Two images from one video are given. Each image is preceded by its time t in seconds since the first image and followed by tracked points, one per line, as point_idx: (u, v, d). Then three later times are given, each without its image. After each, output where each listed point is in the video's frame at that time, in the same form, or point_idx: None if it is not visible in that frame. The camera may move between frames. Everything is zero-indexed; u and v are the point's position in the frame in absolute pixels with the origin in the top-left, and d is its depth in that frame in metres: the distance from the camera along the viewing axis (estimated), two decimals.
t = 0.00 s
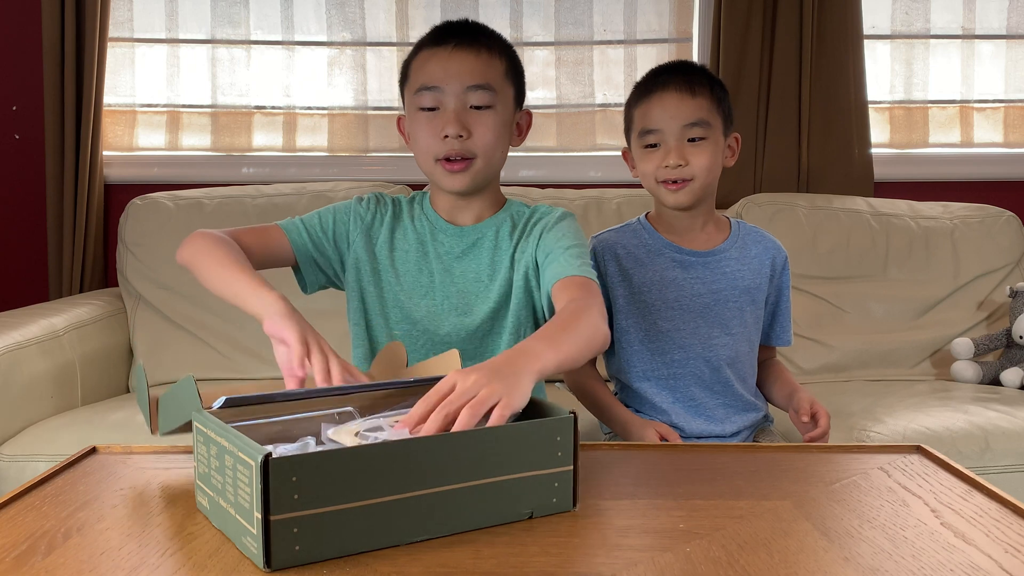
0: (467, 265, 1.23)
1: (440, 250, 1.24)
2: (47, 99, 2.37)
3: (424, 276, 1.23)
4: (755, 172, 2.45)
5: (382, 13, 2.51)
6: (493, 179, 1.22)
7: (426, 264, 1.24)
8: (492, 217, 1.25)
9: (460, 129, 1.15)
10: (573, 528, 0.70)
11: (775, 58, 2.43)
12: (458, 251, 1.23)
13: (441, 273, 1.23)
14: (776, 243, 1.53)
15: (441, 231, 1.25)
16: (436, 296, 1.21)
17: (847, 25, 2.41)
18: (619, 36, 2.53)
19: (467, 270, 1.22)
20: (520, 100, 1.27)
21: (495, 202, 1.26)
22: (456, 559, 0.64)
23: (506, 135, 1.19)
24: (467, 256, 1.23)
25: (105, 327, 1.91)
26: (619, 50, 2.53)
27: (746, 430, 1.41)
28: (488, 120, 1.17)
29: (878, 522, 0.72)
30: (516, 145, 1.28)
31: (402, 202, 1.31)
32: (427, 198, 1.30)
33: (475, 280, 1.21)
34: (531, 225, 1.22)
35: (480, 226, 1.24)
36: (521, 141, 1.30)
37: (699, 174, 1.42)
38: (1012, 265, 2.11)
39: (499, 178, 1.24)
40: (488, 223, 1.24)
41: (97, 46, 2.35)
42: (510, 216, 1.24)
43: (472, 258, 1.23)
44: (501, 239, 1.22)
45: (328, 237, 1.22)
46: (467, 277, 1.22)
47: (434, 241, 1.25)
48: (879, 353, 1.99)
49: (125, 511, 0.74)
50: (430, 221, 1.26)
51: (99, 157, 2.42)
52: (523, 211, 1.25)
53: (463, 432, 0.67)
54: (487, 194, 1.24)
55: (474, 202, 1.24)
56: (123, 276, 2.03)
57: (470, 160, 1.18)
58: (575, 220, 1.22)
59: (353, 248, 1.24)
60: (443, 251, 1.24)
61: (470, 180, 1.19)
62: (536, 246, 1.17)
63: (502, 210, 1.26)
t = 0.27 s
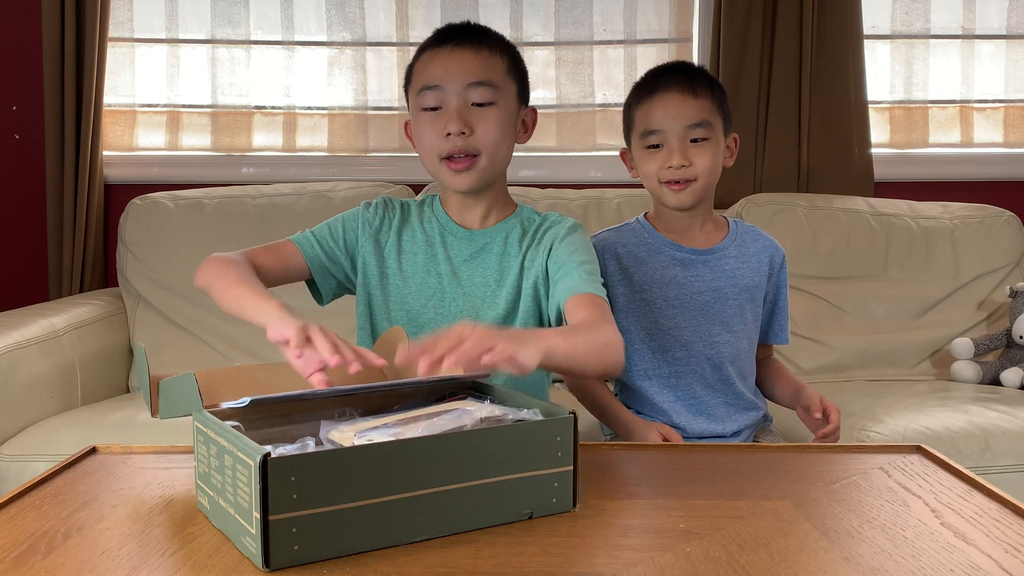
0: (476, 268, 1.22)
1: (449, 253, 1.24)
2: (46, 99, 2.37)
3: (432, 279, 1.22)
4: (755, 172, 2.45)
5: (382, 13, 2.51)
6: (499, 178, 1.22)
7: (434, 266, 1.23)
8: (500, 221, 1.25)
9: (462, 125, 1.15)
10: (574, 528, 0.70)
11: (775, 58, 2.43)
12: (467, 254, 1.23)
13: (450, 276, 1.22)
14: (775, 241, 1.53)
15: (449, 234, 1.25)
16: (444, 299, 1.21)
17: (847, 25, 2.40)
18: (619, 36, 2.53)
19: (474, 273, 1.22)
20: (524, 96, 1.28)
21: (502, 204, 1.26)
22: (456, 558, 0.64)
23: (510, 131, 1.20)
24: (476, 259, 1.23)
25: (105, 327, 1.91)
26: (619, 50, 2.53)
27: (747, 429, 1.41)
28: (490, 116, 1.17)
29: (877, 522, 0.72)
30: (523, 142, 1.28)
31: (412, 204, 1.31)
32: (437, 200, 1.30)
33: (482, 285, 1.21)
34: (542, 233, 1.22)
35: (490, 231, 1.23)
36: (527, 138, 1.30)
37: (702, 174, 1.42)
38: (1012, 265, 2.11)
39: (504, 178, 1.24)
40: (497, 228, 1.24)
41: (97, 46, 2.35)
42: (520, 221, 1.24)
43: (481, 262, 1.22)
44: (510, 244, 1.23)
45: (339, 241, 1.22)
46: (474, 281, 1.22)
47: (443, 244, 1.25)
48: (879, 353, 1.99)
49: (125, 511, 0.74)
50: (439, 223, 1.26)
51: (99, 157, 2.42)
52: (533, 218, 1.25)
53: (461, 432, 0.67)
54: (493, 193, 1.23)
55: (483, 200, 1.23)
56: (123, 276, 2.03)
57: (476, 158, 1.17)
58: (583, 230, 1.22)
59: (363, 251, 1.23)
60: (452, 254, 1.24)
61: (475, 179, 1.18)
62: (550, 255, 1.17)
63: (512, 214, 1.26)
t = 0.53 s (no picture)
0: (486, 267, 1.23)
1: (458, 251, 1.24)
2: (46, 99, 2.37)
3: (441, 276, 1.22)
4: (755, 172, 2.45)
5: (382, 13, 2.51)
6: (502, 177, 1.22)
7: (443, 263, 1.23)
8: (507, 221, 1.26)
9: (464, 126, 1.15)
10: (574, 528, 0.70)
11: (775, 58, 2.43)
12: (478, 252, 1.23)
13: (458, 272, 1.22)
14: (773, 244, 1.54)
15: (457, 232, 1.25)
16: (454, 296, 1.21)
17: (847, 25, 2.40)
18: (619, 36, 2.53)
19: (485, 271, 1.23)
20: (525, 96, 1.27)
21: (507, 206, 1.27)
22: (456, 558, 0.64)
23: (512, 131, 1.20)
24: (484, 257, 1.23)
25: (105, 327, 1.91)
26: (619, 50, 2.53)
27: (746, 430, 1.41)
28: (491, 115, 1.17)
29: (877, 522, 0.72)
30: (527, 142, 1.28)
31: (414, 204, 1.31)
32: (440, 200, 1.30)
33: (493, 283, 1.22)
34: (553, 233, 1.24)
35: (499, 229, 1.24)
36: (529, 137, 1.30)
37: (706, 174, 1.42)
38: (1012, 265, 2.11)
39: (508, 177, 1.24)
40: (506, 226, 1.24)
41: (97, 46, 2.35)
42: (528, 221, 1.25)
43: (489, 259, 1.23)
44: (518, 241, 1.24)
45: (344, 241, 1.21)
46: (485, 279, 1.22)
47: (451, 242, 1.25)
48: (879, 353, 1.99)
49: (125, 511, 0.74)
50: (445, 221, 1.26)
51: (99, 157, 2.42)
52: (540, 219, 1.27)
53: (463, 432, 0.67)
54: (497, 191, 1.23)
55: (486, 201, 1.24)
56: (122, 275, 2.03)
57: (479, 157, 1.18)
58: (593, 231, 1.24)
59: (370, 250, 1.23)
60: (462, 252, 1.24)
61: (479, 176, 1.18)
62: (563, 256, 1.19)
63: (518, 216, 1.27)
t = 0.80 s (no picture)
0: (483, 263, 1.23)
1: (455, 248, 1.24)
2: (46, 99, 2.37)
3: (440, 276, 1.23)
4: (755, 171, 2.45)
5: (382, 13, 2.51)
6: (500, 178, 1.22)
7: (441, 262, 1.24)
8: (505, 217, 1.26)
9: (461, 127, 1.15)
10: (574, 528, 0.70)
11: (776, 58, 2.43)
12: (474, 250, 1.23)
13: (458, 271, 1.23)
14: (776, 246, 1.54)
15: (455, 231, 1.25)
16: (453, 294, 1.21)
17: (847, 24, 2.40)
18: (619, 36, 2.53)
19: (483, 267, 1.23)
20: (521, 98, 1.27)
21: (505, 202, 1.26)
22: (456, 559, 0.64)
23: (508, 132, 1.19)
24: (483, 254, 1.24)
25: (105, 326, 1.91)
26: (619, 50, 2.53)
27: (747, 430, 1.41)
28: (488, 117, 1.17)
29: (877, 522, 0.71)
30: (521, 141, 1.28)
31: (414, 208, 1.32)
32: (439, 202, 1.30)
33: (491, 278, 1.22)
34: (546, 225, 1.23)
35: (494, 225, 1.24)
36: (526, 138, 1.30)
37: (710, 174, 1.41)
38: (1012, 265, 2.10)
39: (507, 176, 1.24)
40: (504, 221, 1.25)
41: (97, 46, 2.35)
42: (524, 215, 1.25)
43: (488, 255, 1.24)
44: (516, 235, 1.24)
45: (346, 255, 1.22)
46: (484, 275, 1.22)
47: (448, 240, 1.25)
48: (879, 353, 1.99)
49: (125, 511, 0.74)
50: (443, 221, 1.27)
51: (99, 157, 2.42)
52: (536, 212, 1.26)
53: (463, 434, 0.67)
54: (496, 190, 1.23)
55: (485, 199, 1.24)
56: (122, 275, 2.03)
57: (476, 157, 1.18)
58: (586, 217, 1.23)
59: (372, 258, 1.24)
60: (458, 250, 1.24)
61: (477, 177, 1.19)
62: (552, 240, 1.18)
63: (516, 210, 1.26)
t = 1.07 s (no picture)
0: (474, 261, 1.25)
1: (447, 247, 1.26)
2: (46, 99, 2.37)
3: (433, 272, 1.25)
4: (755, 171, 2.45)
5: (382, 13, 2.51)
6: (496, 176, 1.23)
7: (434, 259, 1.26)
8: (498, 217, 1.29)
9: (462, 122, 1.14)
10: (574, 528, 0.70)
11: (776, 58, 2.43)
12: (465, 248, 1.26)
13: (450, 267, 1.25)
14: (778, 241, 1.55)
15: (449, 230, 1.27)
16: (446, 291, 1.24)
17: (847, 24, 2.40)
18: (619, 36, 2.53)
19: (474, 265, 1.25)
20: (519, 100, 1.28)
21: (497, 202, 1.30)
22: (456, 559, 0.64)
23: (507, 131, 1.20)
24: (474, 252, 1.25)
25: (105, 326, 1.91)
26: (619, 50, 2.53)
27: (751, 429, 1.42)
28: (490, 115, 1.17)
29: (877, 522, 0.71)
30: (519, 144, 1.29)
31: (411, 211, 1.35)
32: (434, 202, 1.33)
33: (481, 275, 1.24)
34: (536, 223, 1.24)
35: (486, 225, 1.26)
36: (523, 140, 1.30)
37: (716, 175, 1.41)
38: (1012, 265, 2.10)
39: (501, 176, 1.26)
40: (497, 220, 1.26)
41: (97, 45, 2.35)
42: (516, 215, 1.27)
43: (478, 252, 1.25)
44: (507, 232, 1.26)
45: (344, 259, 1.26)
46: (474, 272, 1.25)
47: (442, 239, 1.27)
48: (879, 353, 1.99)
49: (125, 511, 0.74)
50: (436, 221, 1.29)
51: (99, 157, 2.42)
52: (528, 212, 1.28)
53: (463, 433, 0.67)
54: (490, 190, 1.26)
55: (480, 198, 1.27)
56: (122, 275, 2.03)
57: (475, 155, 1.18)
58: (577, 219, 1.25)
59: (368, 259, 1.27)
60: (450, 248, 1.26)
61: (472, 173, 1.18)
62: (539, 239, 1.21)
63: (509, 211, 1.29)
